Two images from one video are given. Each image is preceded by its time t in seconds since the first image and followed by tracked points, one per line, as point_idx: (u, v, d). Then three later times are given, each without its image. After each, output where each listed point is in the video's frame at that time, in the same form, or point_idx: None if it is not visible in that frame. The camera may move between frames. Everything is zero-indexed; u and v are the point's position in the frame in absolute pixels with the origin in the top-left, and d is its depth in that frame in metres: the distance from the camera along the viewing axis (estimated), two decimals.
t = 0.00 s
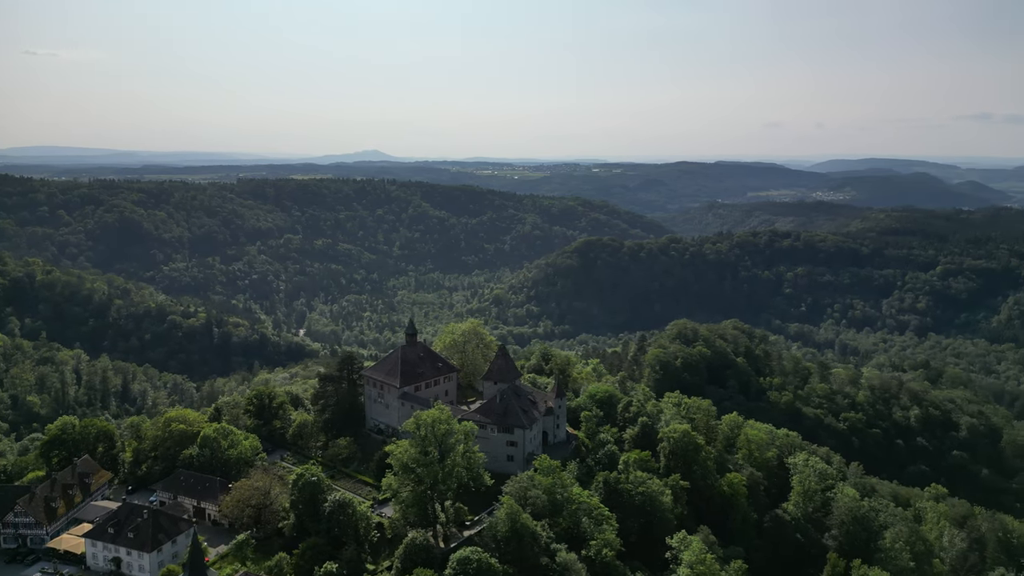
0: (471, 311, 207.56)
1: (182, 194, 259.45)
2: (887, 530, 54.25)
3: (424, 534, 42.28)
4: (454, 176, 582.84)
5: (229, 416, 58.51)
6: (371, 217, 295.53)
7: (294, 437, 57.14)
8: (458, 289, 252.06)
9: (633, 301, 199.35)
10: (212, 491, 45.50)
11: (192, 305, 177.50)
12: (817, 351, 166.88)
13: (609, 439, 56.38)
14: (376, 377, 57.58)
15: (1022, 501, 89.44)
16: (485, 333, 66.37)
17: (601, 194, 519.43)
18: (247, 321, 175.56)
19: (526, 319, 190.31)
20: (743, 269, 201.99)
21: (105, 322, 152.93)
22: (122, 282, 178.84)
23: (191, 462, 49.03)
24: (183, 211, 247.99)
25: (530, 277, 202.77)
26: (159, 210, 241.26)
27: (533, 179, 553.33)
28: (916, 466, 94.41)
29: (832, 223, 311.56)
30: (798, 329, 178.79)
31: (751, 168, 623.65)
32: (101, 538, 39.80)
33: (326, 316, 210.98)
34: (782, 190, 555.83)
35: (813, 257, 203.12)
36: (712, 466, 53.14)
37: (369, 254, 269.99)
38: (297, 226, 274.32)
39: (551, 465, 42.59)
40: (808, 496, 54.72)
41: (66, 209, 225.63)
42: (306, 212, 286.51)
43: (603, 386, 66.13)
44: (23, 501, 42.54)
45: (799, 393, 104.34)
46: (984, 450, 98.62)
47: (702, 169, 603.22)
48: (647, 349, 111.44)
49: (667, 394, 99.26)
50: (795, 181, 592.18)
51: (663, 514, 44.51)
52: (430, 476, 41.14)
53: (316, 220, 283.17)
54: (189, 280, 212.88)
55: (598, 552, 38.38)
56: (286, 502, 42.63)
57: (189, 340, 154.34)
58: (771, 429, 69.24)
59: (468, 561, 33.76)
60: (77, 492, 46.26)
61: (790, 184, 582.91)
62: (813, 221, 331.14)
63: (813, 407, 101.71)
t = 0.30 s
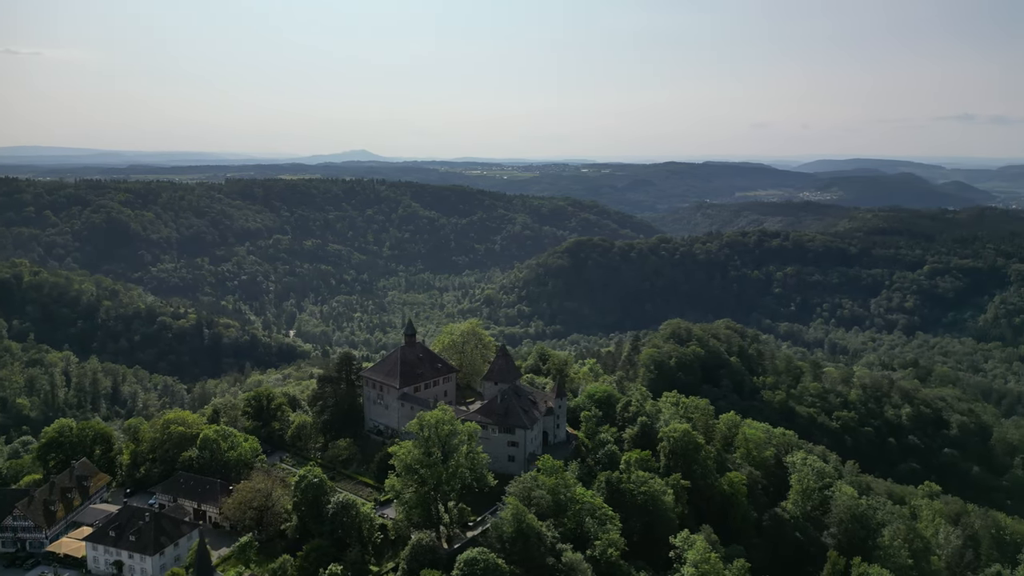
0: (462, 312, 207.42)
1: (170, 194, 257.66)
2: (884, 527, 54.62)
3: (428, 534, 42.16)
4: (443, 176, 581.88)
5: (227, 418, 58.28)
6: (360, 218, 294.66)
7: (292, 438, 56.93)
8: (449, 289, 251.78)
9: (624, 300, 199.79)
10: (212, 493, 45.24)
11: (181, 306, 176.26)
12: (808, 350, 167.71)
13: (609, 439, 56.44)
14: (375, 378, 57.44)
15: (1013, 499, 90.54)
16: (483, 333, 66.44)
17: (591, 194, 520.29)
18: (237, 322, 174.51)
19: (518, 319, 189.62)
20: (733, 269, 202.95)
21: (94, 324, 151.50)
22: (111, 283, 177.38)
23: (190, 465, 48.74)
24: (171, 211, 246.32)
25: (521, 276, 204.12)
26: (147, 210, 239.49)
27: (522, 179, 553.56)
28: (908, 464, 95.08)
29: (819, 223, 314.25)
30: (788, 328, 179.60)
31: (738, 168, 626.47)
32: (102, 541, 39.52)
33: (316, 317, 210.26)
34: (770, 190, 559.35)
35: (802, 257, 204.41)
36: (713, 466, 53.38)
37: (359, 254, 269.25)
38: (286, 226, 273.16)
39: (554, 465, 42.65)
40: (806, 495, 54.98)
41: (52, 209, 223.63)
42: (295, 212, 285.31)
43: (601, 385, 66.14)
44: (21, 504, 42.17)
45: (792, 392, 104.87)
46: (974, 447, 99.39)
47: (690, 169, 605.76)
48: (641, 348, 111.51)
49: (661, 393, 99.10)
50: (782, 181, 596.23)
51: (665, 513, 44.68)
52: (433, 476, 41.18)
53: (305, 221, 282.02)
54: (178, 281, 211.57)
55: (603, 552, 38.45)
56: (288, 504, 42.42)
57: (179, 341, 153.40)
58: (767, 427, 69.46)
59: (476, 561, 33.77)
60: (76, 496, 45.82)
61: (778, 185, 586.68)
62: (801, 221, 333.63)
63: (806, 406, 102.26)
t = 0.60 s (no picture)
0: (453, 312, 207.09)
1: (157, 195, 255.71)
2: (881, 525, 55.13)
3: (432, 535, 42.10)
4: (432, 176, 580.79)
5: (225, 420, 58.04)
6: (350, 218, 293.70)
7: (291, 440, 56.69)
8: (439, 289, 251.38)
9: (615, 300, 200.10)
10: (213, 495, 45.01)
11: (170, 307, 174.86)
12: (797, 348, 168.63)
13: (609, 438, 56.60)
14: (374, 379, 57.29)
15: (1002, 496, 92.00)
16: (481, 333, 66.41)
17: (580, 194, 520.95)
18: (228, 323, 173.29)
19: (509, 319, 189.19)
20: (723, 268, 203.84)
21: (83, 326, 150.04)
22: (98, 284, 175.80)
23: (190, 467, 48.49)
24: (159, 212, 244.55)
25: (512, 276, 203.73)
26: (135, 210, 237.63)
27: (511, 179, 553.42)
28: (900, 461, 95.74)
29: (806, 223, 316.32)
30: (777, 327, 180.49)
31: (726, 168, 629.41)
32: (103, 544, 39.23)
33: (306, 317, 209.31)
34: (758, 190, 562.43)
35: (791, 256, 205.65)
36: (713, 465, 53.70)
37: (349, 254, 268.48)
38: (275, 226, 271.86)
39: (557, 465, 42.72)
40: (804, 493, 55.37)
41: (38, 210, 221.44)
42: (284, 213, 283.96)
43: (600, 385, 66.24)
44: (20, 508, 41.83)
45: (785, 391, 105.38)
46: (964, 445, 100.39)
47: (679, 169, 607.79)
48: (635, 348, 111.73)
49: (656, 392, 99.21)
50: (770, 181, 599.70)
51: (667, 512, 44.90)
52: (437, 477, 41.17)
53: (294, 221, 280.73)
54: (166, 281, 210.09)
55: (607, 552, 38.60)
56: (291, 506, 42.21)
57: (169, 342, 152.40)
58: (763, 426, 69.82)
59: (482, 561, 33.82)
60: (75, 499, 45.45)
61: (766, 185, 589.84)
62: (789, 220, 335.82)
63: (799, 404, 102.79)
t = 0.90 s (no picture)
0: (444, 312, 206.70)
1: (145, 195, 253.74)
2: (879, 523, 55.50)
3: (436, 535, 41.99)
4: (422, 176, 579.57)
5: (224, 422, 57.74)
6: (340, 218, 292.70)
7: (291, 441, 56.36)
8: (430, 289, 250.83)
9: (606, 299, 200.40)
10: (214, 497, 44.77)
11: (160, 308, 173.49)
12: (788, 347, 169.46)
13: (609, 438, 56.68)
14: (373, 379, 57.14)
15: (993, 493, 92.91)
16: (480, 333, 66.40)
17: (570, 194, 521.50)
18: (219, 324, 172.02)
19: (500, 319, 188.62)
20: (713, 268, 204.70)
21: (72, 327, 148.54)
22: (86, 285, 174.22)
23: (190, 469, 48.12)
24: (147, 212, 242.74)
25: (504, 276, 203.36)
26: (122, 211, 235.72)
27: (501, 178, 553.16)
28: (892, 459, 96.32)
29: (795, 222, 318.11)
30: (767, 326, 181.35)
31: (714, 168, 631.94)
32: (106, 548, 38.98)
33: (296, 318, 208.33)
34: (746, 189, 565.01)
35: (781, 256, 206.75)
36: (713, 464, 53.98)
37: (339, 254, 267.59)
38: (264, 226, 270.53)
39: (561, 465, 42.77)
40: (802, 492, 55.69)
41: (24, 210, 219.24)
42: (273, 213, 282.57)
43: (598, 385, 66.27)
44: (20, 511, 41.45)
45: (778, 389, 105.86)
46: (955, 442, 101.26)
47: (668, 169, 609.58)
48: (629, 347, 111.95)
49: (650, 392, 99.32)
50: (758, 181, 602.76)
51: (669, 511, 45.06)
52: (441, 478, 41.16)
53: (283, 221, 279.44)
54: (154, 282, 208.63)
55: (613, 552, 38.71)
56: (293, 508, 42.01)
57: (159, 343, 151.33)
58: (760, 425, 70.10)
59: (490, 563, 33.84)
60: (74, 502, 45.00)
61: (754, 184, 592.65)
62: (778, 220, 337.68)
63: (792, 403, 103.24)
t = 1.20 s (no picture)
0: (435, 312, 206.40)
1: (133, 195, 251.92)
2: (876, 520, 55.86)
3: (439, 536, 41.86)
4: (411, 176, 578.59)
5: (223, 423, 57.39)
6: (329, 218, 291.84)
7: (290, 442, 56.06)
8: (420, 290, 250.35)
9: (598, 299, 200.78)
10: (215, 499, 44.53)
11: (149, 309, 172.23)
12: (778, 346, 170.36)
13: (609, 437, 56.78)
14: (372, 380, 57.02)
15: (984, 489, 93.82)
16: (478, 333, 66.42)
17: (559, 194, 522.11)
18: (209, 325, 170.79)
19: (492, 319, 188.24)
20: (703, 268, 205.63)
21: (60, 328, 147.17)
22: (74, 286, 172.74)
23: (191, 470, 47.83)
24: (135, 212, 241.03)
25: (495, 276, 203.21)
26: (110, 211, 233.90)
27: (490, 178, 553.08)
28: (884, 456, 96.98)
29: (783, 222, 319.97)
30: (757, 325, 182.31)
31: (702, 168, 634.54)
32: (108, 550, 38.66)
33: (287, 319, 207.48)
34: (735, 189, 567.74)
35: (770, 255, 207.95)
36: (712, 462, 54.26)
37: (329, 255, 266.79)
38: (254, 227, 269.28)
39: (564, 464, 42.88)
40: (800, 489, 56.08)
41: (10, 211, 217.12)
42: (262, 213, 281.27)
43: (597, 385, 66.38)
44: (19, 514, 41.06)
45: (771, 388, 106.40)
46: (946, 440, 102.15)
47: (657, 169, 611.45)
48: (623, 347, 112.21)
49: (645, 391, 99.49)
50: (746, 181, 605.89)
51: (672, 510, 45.24)
52: (445, 478, 41.31)
53: (273, 221, 278.23)
54: (143, 283, 207.20)
55: (618, 551, 38.84)
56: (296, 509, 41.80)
57: (149, 344, 150.27)
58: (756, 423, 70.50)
59: (498, 562, 33.89)
60: (74, 505, 44.56)
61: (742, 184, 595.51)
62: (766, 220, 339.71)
63: (785, 402, 103.76)
